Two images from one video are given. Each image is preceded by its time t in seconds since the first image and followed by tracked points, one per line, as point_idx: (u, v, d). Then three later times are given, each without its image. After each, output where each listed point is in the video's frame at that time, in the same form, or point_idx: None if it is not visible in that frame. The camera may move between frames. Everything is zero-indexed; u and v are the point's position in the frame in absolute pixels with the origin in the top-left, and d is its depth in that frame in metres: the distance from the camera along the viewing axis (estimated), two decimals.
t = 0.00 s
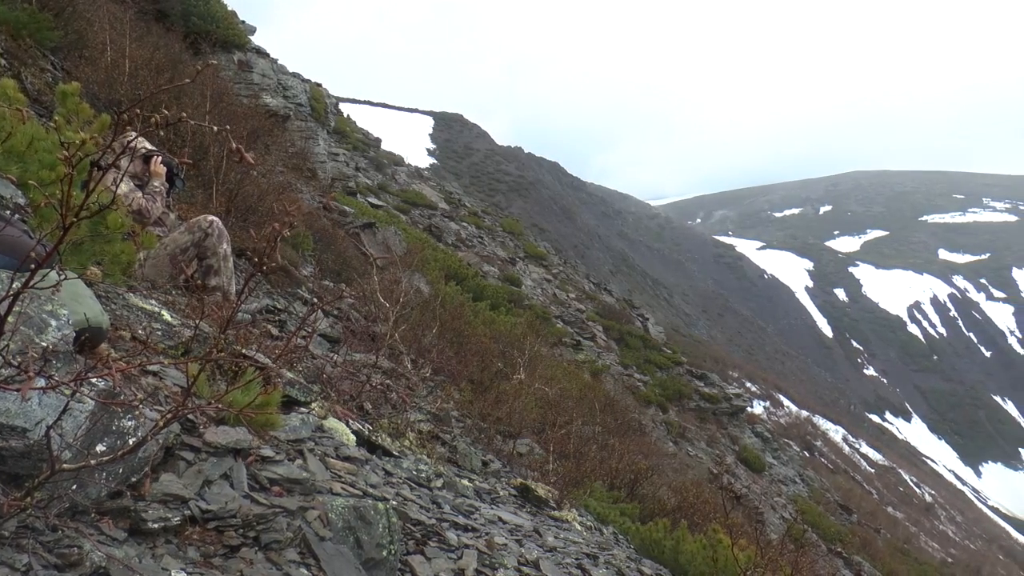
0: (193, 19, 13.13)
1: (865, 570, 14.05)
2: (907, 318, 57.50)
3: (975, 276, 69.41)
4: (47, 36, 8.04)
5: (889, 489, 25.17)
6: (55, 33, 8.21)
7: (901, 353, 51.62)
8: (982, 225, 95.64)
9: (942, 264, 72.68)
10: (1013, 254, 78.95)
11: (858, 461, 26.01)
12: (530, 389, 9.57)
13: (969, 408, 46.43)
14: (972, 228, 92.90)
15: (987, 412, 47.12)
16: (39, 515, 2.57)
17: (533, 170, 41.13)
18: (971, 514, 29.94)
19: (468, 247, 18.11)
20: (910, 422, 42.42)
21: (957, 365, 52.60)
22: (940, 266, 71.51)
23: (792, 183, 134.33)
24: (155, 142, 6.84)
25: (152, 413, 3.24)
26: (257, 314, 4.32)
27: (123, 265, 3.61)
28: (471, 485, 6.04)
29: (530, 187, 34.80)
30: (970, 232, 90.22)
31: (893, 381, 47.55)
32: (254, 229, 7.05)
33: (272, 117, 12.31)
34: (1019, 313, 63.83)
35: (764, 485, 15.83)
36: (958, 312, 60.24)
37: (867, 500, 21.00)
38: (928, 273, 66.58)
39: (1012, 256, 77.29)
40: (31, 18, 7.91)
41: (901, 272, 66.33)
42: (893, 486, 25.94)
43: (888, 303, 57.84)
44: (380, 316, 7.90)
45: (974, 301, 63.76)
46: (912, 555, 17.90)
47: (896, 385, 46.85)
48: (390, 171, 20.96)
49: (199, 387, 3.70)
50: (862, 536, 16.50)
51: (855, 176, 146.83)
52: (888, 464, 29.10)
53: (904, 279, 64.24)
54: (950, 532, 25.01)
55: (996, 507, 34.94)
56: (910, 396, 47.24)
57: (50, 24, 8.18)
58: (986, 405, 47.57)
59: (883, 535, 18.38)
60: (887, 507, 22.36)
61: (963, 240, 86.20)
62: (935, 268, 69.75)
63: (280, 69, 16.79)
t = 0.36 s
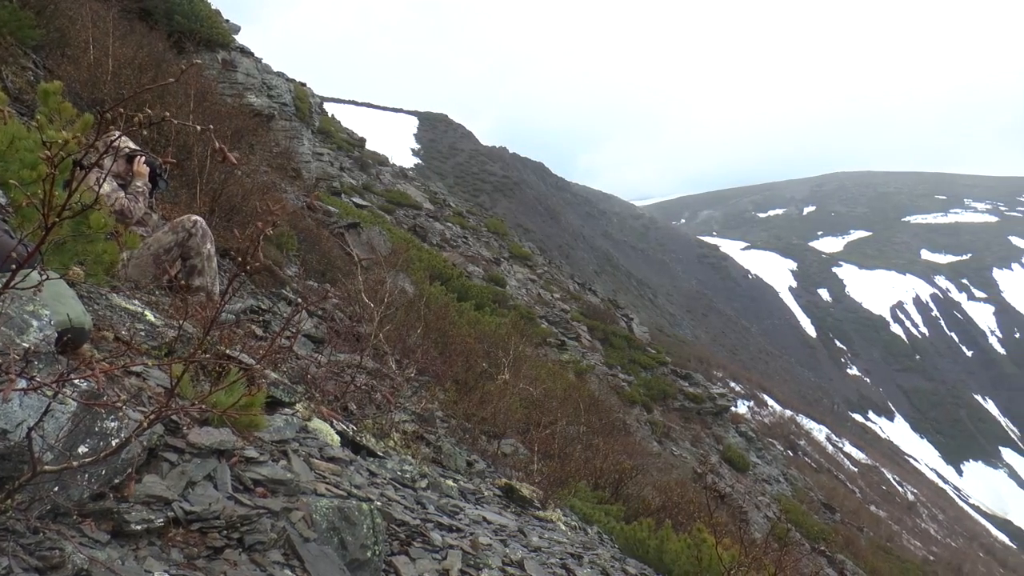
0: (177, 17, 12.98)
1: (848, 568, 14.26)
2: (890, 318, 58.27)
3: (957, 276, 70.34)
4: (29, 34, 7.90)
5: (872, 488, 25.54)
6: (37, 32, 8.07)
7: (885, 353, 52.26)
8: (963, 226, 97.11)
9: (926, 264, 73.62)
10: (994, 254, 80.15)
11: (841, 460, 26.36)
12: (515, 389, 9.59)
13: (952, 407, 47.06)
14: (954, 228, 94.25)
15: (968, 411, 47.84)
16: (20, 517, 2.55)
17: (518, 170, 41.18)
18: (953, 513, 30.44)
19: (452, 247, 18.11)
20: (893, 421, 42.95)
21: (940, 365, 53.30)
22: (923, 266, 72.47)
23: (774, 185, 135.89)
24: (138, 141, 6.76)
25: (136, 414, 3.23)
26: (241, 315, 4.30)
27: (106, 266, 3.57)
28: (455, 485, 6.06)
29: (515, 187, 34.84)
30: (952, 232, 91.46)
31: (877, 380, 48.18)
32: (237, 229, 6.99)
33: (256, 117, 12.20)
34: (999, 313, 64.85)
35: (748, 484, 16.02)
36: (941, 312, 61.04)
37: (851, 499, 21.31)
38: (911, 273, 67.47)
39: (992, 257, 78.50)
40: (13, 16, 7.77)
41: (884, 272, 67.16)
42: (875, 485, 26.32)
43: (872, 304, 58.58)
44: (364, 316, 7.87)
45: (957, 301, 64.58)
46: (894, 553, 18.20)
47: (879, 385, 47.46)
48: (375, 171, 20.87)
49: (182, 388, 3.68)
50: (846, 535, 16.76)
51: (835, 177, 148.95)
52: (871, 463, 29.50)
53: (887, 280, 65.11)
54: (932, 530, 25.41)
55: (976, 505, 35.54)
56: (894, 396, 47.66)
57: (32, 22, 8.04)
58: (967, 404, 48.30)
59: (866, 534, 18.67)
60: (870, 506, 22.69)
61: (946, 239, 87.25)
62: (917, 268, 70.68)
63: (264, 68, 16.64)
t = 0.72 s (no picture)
0: (156, 16, 12.81)
1: (827, 566, 14.51)
2: (871, 318, 59.20)
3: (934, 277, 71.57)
4: (4, 31, 7.72)
5: (852, 487, 26.00)
6: (13, 29, 7.90)
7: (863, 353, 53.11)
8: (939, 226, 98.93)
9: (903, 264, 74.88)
10: (970, 255, 81.68)
11: (821, 459, 26.82)
12: (495, 389, 9.59)
13: (929, 405, 47.90)
14: (930, 229, 95.98)
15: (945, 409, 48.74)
16: None
17: (498, 170, 41.23)
18: (930, 511, 31.05)
19: (433, 247, 18.10)
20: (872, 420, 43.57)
21: (918, 365, 54.26)
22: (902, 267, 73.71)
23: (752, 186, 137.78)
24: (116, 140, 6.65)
25: (114, 415, 3.20)
26: (222, 314, 4.26)
27: (84, 266, 3.54)
28: (436, 486, 6.08)
29: (496, 188, 34.88)
30: (929, 233, 93.06)
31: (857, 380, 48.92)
32: (218, 229, 6.91)
33: (237, 116, 12.07)
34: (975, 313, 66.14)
35: (729, 484, 16.24)
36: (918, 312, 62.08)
37: (830, 498, 21.71)
38: (891, 274, 68.57)
39: (969, 257, 80.05)
40: None
41: (863, 273, 68.26)
42: (856, 483, 26.78)
43: (851, 304, 59.51)
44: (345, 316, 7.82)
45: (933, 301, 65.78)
46: (873, 551, 18.57)
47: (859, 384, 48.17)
48: (355, 171, 20.75)
49: (162, 389, 3.67)
50: (825, 533, 17.09)
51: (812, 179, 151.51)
52: (850, 462, 30.00)
53: (867, 280, 66.16)
54: (910, 528, 25.89)
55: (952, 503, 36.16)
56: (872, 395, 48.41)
57: (8, 19, 7.86)
58: (944, 403, 49.23)
59: (845, 532, 19.03)
60: (850, 505, 23.12)
61: (924, 240, 88.70)
62: (895, 268, 71.93)
63: (244, 67, 16.46)
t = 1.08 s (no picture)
0: (134, 13, 12.62)
1: (806, 564, 14.77)
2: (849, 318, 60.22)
3: (913, 277, 72.38)
4: None
5: (831, 486, 26.48)
6: None
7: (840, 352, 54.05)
8: (916, 227, 100.37)
9: (881, 265, 76.11)
10: (947, 255, 82.81)
11: (800, 458, 27.29)
12: (476, 389, 9.61)
13: (907, 404, 48.63)
14: (907, 230, 97.41)
15: (923, 408, 49.44)
16: None
17: (479, 171, 41.22)
18: (908, 509, 31.64)
19: (414, 247, 18.06)
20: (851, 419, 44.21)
21: (897, 364, 54.72)
22: (880, 267, 74.94)
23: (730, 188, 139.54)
24: (94, 139, 6.56)
25: (91, 416, 3.18)
26: (202, 315, 4.23)
27: (62, 266, 3.50)
28: (416, 487, 6.09)
29: (476, 188, 34.86)
30: (906, 233, 94.35)
31: (836, 379, 49.75)
32: (197, 229, 6.84)
33: (216, 115, 11.92)
34: (952, 312, 67.02)
35: (708, 483, 16.47)
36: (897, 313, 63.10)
37: (810, 497, 22.11)
38: (869, 275, 69.76)
39: (946, 258, 81.55)
40: None
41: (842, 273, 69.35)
42: (834, 482, 27.30)
43: (830, 304, 60.53)
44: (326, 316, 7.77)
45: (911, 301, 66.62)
46: (851, 548, 18.98)
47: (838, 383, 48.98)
48: (336, 171, 20.61)
49: (140, 391, 3.65)
50: (803, 531, 17.43)
51: (788, 180, 153.85)
52: (829, 461, 30.57)
53: (846, 280, 67.27)
54: (887, 525, 26.43)
55: (929, 500, 36.96)
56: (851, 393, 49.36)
57: None
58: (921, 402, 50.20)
59: (823, 530, 19.39)
60: (829, 503, 23.57)
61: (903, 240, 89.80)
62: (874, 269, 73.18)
63: (223, 66, 16.26)
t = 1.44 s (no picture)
0: (111, 11, 12.44)
1: (783, 561, 15.02)
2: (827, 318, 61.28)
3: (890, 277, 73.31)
4: None
5: (809, 484, 26.96)
6: None
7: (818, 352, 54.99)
8: (893, 227, 101.75)
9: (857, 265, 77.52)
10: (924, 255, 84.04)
11: (779, 458, 27.78)
12: (455, 390, 9.63)
13: (883, 404, 49.49)
14: (883, 231, 99.04)
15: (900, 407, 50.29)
16: None
17: (459, 171, 41.18)
18: (885, 507, 32.29)
19: (393, 247, 18.00)
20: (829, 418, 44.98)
21: (874, 364, 55.41)
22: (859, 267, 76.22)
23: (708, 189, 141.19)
24: (70, 138, 6.45)
25: (68, 418, 3.16)
26: (181, 317, 4.19)
27: (38, 267, 3.47)
28: (396, 488, 6.09)
29: (456, 188, 34.84)
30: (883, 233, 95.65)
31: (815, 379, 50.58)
32: (175, 230, 6.75)
33: (195, 115, 11.78)
34: (929, 313, 68.30)
35: (687, 482, 16.70)
36: (876, 313, 64.27)
37: (789, 496, 22.53)
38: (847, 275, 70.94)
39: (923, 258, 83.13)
40: None
41: (820, 273, 70.52)
42: (812, 481, 27.81)
43: (809, 304, 61.52)
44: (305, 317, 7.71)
45: (888, 301, 67.49)
46: (828, 546, 19.43)
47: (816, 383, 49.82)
48: (315, 170, 20.43)
49: (117, 392, 3.62)
50: (783, 529, 17.75)
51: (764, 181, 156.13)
52: (807, 459, 31.15)
53: (824, 281, 68.40)
54: (865, 523, 26.99)
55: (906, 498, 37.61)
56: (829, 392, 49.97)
57: None
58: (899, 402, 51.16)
59: (802, 528, 19.75)
60: (807, 502, 24.04)
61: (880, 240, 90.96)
62: (852, 269, 74.43)
63: (202, 64, 16.07)
